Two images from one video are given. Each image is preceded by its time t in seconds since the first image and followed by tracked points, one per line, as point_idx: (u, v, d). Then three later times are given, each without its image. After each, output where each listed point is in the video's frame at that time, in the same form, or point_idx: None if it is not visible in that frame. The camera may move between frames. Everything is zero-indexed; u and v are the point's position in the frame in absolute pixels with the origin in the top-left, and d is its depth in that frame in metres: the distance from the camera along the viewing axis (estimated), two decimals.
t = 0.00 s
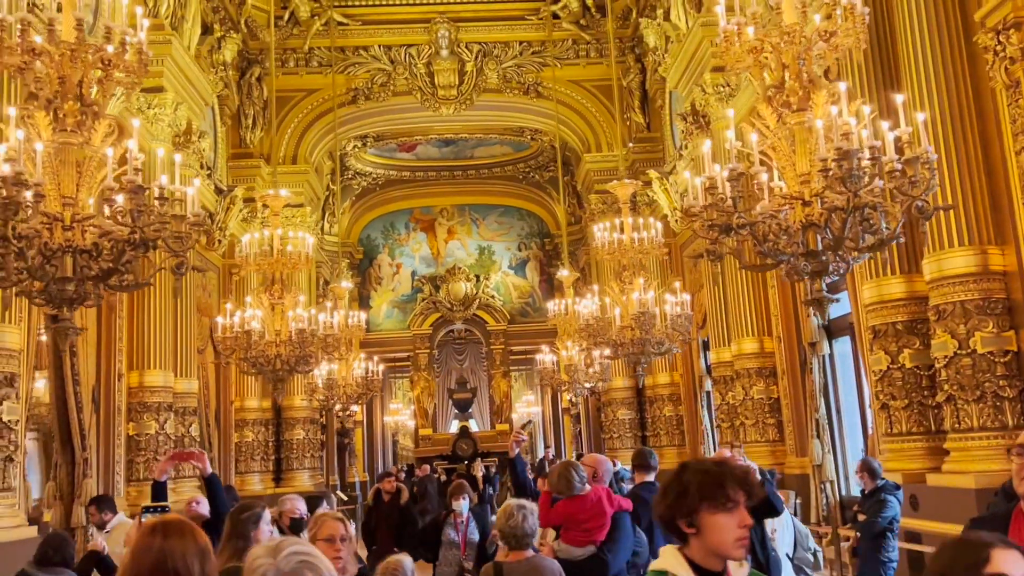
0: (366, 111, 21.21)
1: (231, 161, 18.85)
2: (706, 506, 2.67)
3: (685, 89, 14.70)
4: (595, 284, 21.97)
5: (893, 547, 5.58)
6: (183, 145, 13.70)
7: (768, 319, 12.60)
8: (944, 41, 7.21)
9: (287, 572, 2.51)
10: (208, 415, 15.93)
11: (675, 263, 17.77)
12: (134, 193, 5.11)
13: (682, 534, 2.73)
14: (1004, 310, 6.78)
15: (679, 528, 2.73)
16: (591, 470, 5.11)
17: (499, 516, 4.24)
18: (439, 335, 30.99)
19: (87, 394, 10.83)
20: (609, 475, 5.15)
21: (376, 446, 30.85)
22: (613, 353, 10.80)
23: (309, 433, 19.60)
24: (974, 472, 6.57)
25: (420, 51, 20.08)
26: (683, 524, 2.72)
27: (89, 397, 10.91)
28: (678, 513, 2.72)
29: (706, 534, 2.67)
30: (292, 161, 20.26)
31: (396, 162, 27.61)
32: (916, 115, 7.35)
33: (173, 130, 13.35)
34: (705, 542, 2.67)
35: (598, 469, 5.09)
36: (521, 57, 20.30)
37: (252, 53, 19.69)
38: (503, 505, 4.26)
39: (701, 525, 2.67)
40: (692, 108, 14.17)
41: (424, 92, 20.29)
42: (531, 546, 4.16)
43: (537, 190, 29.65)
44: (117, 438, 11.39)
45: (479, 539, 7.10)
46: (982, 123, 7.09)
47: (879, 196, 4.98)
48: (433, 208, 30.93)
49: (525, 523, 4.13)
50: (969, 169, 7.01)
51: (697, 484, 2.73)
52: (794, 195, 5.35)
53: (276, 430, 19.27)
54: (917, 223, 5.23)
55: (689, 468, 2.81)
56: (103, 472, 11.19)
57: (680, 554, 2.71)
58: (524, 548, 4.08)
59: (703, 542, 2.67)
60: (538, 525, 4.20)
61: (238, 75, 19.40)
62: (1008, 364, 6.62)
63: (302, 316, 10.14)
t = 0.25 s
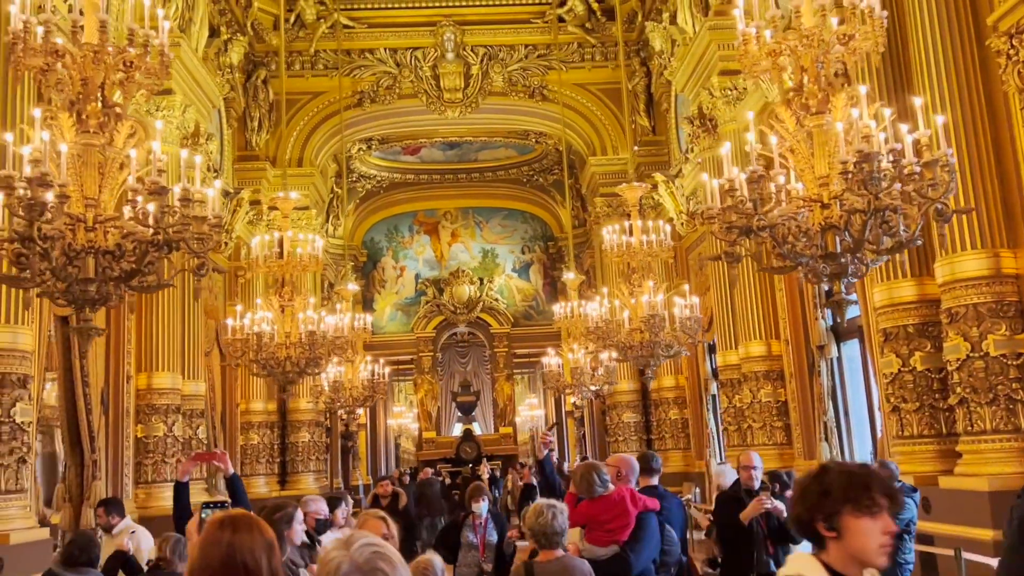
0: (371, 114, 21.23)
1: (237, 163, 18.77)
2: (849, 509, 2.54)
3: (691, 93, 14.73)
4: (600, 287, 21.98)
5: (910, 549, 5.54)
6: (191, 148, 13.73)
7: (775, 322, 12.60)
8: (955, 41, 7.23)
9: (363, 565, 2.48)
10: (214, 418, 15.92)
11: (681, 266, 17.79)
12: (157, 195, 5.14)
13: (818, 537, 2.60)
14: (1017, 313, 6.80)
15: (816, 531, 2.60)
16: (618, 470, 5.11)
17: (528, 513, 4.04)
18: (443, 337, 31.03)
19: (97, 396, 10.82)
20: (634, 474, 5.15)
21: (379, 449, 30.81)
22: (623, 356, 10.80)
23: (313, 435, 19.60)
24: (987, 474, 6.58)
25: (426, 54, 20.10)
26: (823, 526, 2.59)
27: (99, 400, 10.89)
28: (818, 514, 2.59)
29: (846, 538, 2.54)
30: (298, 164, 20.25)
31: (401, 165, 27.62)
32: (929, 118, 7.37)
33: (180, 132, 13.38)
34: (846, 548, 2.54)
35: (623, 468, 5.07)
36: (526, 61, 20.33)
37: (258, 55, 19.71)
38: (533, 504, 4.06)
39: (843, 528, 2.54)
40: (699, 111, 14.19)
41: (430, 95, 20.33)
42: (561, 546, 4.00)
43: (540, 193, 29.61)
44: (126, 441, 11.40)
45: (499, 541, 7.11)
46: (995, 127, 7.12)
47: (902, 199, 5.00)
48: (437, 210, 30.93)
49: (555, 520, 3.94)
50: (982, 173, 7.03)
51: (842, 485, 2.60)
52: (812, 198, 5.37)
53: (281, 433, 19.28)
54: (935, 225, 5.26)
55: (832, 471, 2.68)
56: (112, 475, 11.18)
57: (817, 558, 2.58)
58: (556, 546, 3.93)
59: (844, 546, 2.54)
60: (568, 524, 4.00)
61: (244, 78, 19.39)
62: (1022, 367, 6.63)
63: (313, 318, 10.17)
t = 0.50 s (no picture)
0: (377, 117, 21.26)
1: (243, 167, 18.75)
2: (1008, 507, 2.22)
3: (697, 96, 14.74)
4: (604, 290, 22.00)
5: (925, 553, 5.69)
6: (199, 151, 13.75)
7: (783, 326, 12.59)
8: (964, 45, 7.26)
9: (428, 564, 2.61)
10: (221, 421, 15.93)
11: (687, 270, 17.80)
12: (178, 200, 5.18)
13: (972, 540, 2.27)
14: None
15: (969, 533, 2.27)
16: (637, 474, 5.17)
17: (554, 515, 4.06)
18: (447, 340, 31.05)
19: (106, 399, 10.83)
20: (652, 480, 5.21)
21: (383, 452, 30.80)
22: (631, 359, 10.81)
23: (319, 438, 19.60)
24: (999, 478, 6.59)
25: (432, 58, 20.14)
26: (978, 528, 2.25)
27: (108, 403, 10.90)
28: (971, 514, 2.26)
29: (1006, 540, 2.21)
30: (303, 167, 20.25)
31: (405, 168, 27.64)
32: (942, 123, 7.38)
33: (189, 136, 13.41)
34: (1004, 549, 2.22)
35: (641, 473, 5.15)
36: (532, 64, 20.36)
37: (264, 59, 19.75)
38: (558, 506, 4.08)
39: (1004, 529, 2.21)
40: (706, 115, 14.20)
41: (436, 98, 20.37)
42: (585, 548, 3.97)
43: (544, 196, 29.62)
44: (135, 444, 11.42)
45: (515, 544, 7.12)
46: (1008, 132, 7.14)
47: (920, 204, 5.04)
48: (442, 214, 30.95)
49: (577, 520, 3.93)
50: (995, 178, 7.04)
51: (997, 482, 2.26)
52: (829, 202, 5.40)
53: (286, 436, 19.28)
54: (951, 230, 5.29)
55: (984, 471, 2.35)
56: (121, 478, 11.20)
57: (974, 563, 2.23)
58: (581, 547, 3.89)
59: (1002, 549, 2.22)
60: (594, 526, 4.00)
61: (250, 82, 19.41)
62: None
63: (323, 322, 10.20)
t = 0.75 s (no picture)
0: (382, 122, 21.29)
1: (251, 171, 18.75)
2: None
3: (704, 100, 14.74)
4: (610, 293, 22.00)
5: (943, 556, 5.74)
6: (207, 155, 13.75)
7: (792, 329, 12.56)
8: (981, 48, 7.26)
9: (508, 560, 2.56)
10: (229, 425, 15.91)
11: (694, 273, 17.81)
12: (202, 202, 5.22)
13: None
14: None
15: None
16: (661, 477, 5.16)
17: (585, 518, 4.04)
18: (451, 344, 31.05)
19: (117, 402, 10.83)
20: (676, 484, 5.20)
21: (388, 456, 30.79)
22: (642, 363, 10.81)
23: (325, 442, 19.60)
24: (1015, 481, 6.60)
25: (438, 62, 20.18)
26: None
27: (119, 406, 10.91)
28: None
29: None
30: (309, 171, 20.23)
31: (410, 172, 27.69)
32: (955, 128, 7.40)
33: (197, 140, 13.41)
34: None
35: (664, 479, 5.15)
36: (538, 68, 20.39)
37: (271, 64, 19.78)
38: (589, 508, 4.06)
39: None
40: (714, 119, 14.22)
41: (442, 102, 20.42)
42: (617, 549, 3.94)
43: (549, 200, 29.63)
44: (146, 447, 11.44)
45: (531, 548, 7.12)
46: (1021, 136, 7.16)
47: (939, 207, 5.08)
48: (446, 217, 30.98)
49: (609, 523, 3.92)
50: (1009, 181, 7.06)
51: None
52: (849, 206, 5.44)
53: (293, 439, 19.31)
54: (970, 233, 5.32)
55: None
56: (131, 481, 11.21)
57: None
58: (613, 549, 3.88)
59: None
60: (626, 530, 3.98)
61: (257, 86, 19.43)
62: None
63: (334, 325, 10.23)
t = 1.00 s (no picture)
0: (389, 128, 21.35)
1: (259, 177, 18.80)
2: None
3: (712, 105, 14.75)
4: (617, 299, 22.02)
5: (964, 561, 5.70)
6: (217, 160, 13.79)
7: (802, 333, 12.55)
8: (993, 44, 7.14)
9: (570, 560, 2.49)
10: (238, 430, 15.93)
11: (702, 278, 17.83)
12: (226, 206, 5.25)
13: None
14: None
15: None
16: (688, 480, 5.03)
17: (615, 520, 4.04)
18: (457, 349, 31.07)
19: (129, 408, 10.85)
20: (705, 487, 5.06)
21: (394, 461, 30.78)
22: (653, 368, 10.82)
23: (333, 447, 19.61)
24: None
25: (445, 68, 20.21)
26: None
27: (132, 412, 10.94)
28: None
29: None
30: (317, 176, 20.26)
31: (416, 178, 27.73)
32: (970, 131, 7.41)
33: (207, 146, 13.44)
34: None
35: (691, 480, 5.01)
36: (544, 74, 20.43)
37: (279, 70, 19.84)
38: (617, 511, 4.05)
39: None
40: (722, 123, 14.24)
41: (449, 108, 20.47)
42: (647, 552, 3.93)
43: (554, 205, 29.59)
44: (158, 451, 11.48)
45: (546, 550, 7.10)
46: None
47: (961, 210, 5.10)
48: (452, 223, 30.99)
49: (639, 527, 3.89)
50: None
51: None
52: (869, 209, 5.48)
53: (301, 444, 19.33)
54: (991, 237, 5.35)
55: None
56: (143, 486, 11.24)
57: None
58: (642, 552, 3.87)
59: None
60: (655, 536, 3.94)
61: (265, 92, 19.48)
62: None
63: (346, 330, 10.26)
